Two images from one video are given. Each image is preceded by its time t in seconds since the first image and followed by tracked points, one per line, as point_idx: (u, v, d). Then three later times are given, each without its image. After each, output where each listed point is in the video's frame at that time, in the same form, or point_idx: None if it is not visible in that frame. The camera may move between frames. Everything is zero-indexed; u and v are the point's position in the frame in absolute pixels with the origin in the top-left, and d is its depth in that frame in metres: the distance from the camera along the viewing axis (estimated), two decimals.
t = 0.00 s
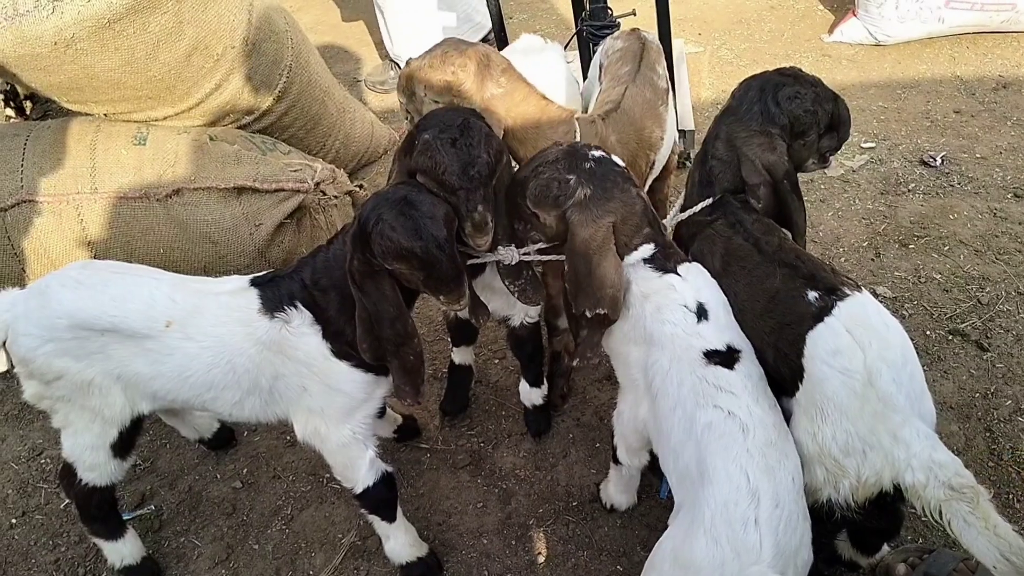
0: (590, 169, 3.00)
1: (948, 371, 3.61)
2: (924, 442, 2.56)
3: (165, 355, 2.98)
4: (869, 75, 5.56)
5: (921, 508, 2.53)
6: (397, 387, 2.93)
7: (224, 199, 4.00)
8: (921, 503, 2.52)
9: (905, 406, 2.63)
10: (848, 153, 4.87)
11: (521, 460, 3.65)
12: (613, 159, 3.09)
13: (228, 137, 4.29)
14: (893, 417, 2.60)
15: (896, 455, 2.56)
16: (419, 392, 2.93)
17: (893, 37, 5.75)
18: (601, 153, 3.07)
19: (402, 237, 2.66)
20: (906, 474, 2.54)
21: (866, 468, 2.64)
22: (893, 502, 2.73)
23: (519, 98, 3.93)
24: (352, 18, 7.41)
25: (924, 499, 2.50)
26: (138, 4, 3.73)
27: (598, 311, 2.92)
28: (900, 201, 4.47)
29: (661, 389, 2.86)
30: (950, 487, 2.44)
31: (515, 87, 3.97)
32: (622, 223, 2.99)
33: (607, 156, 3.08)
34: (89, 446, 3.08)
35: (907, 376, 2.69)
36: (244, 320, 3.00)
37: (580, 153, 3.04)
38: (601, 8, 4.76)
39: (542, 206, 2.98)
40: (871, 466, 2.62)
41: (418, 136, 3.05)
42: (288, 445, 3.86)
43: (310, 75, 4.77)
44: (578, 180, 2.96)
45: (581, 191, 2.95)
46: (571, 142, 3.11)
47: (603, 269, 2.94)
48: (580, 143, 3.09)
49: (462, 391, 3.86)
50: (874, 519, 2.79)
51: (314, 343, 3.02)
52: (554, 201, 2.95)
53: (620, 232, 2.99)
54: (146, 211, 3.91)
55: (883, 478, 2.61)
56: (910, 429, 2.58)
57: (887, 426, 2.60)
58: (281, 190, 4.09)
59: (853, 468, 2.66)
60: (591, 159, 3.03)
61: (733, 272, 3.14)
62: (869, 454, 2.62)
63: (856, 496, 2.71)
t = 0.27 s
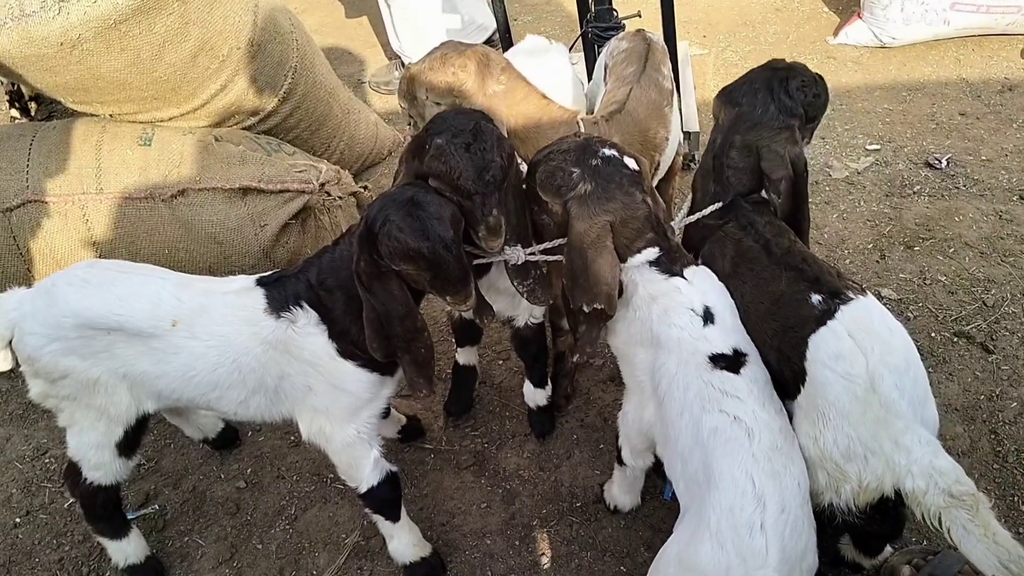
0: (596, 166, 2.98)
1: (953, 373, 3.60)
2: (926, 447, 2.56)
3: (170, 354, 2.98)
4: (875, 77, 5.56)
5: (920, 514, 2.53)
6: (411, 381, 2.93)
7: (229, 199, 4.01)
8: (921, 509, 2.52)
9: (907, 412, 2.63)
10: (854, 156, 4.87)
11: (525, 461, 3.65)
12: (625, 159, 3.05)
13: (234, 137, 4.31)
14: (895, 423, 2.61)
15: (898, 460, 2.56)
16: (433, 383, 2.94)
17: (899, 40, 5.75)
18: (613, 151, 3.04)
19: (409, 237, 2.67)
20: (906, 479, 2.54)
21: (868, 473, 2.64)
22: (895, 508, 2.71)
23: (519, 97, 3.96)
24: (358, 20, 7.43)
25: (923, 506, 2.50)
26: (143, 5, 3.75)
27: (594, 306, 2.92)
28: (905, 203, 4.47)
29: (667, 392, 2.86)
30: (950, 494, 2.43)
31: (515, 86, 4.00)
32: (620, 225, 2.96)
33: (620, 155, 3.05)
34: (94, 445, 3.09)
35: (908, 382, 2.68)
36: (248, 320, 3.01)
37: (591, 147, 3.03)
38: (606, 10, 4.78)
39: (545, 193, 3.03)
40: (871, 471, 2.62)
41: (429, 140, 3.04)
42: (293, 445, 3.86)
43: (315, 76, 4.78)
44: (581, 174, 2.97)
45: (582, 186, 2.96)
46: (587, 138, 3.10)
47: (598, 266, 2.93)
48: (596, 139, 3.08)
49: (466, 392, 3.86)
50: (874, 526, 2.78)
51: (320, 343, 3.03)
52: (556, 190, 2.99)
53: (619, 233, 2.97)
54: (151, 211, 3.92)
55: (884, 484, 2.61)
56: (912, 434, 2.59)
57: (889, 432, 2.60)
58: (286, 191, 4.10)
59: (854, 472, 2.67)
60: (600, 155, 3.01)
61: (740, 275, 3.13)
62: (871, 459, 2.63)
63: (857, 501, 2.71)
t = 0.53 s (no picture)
0: (598, 167, 2.99)
1: (956, 376, 3.61)
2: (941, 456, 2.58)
3: (174, 354, 2.99)
4: (879, 80, 5.57)
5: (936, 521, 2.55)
6: (410, 387, 2.95)
7: (233, 200, 4.01)
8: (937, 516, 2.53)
9: (923, 420, 2.61)
10: (857, 158, 4.87)
11: (527, 462, 3.65)
12: (628, 160, 3.05)
13: (238, 138, 4.32)
14: (911, 429, 2.59)
15: (914, 469, 2.59)
16: (431, 390, 2.96)
17: (903, 42, 5.75)
18: (616, 152, 3.04)
19: (412, 238, 2.67)
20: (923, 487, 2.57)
21: (884, 480, 2.66)
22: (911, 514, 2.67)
23: (523, 99, 3.99)
24: (362, 21, 7.45)
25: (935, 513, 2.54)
26: (148, 6, 3.75)
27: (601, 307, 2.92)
28: (909, 205, 4.48)
29: (673, 393, 2.87)
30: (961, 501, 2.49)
31: (517, 87, 4.02)
32: (623, 225, 2.97)
33: (623, 156, 3.04)
34: (97, 444, 3.10)
35: (925, 388, 2.65)
36: (252, 320, 3.02)
37: (594, 148, 3.04)
38: (609, 12, 4.80)
39: (549, 192, 3.03)
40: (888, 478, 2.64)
41: (441, 152, 3.02)
42: (296, 445, 3.87)
43: (319, 77, 4.79)
44: (584, 174, 2.98)
45: (585, 186, 2.97)
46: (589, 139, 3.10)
47: (603, 267, 2.95)
48: (598, 140, 3.08)
49: (469, 393, 3.87)
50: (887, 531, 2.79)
51: (322, 344, 3.03)
52: (559, 190, 3.00)
53: (623, 233, 2.97)
54: (154, 211, 3.93)
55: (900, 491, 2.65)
56: (928, 442, 2.57)
57: (905, 439, 2.60)
58: (290, 192, 4.11)
59: (870, 480, 2.68)
60: (603, 156, 3.02)
61: (761, 276, 3.13)
62: (887, 467, 2.65)
63: (872, 507, 2.73)
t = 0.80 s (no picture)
0: (601, 168, 2.99)
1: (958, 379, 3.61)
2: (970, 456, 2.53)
3: (176, 355, 2.99)
4: (881, 82, 5.57)
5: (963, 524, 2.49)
6: (415, 387, 2.96)
7: (235, 201, 4.02)
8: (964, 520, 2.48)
9: (949, 419, 2.60)
10: (860, 160, 4.88)
11: (529, 463, 3.66)
12: (631, 161, 3.04)
13: (240, 139, 4.33)
14: (939, 428, 2.57)
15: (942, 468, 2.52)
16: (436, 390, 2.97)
17: (906, 45, 5.76)
18: (619, 153, 3.04)
19: (415, 239, 2.68)
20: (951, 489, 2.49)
21: (910, 481, 2.59)
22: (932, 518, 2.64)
23: (525, 102, 3.98)
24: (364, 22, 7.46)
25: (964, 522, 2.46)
26: (151, 6, 3.76)
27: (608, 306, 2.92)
28: (911, 208, 4.48)
29: (677, 394, 2.87)
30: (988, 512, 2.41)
31: (520, 90, 4.02)
32: (627, 225, 2.96)
33: (626, 157, 3.04)
34: (99, 444, 3.10)
35: (949, 389, 2.66)
36: (254, 321, 3.02)
37: (597, 149, 3.04)
38: (612, 13, 4.82)
39: (552, 194, 3.04)
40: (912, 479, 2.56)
41: (446, 149, 2.99)
42: (297, 446, 3.87)
43: (322, 78, 4.80)
44: (587, 175, 2.98)
45: (589, 186, 2.97)
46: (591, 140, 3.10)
47: (609, 266, 2.93)
48: (600, 141, 3.08)
49: (470, 394, 3.87)
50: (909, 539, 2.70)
51: (324, 345, 3.04)
52: (562, 192, 3.00)
53: (626, 234, 2.96)
54: (157, 211, 3.93)
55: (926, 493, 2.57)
56: (955, 442, 2.55)
57: (933, 438, 2.57)
58: (292, 192, 4.11)
59: (896, 479, 2.61)
60: (606, 156, 3.02)
61: (775, 277, 3.13)
62: (914, 466, 2.58)
63: (896, 511, 2.64)
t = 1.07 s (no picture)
0: (604, 167, 2.99)
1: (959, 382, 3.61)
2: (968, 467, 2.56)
3: (177, 355, 3.00)
4: (883, 85, 5.57)
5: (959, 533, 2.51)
6: (416, 387, 2.96)
7: (237, 201, 4.03)
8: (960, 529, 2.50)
9: (952, 428, 2.61)
10: (861, 163, 4.88)
11: (529, 464, 3.66)
12: (634, 160, 3.04)
13: (242, 140, 4.33)
14: (939, 437, 2.59)
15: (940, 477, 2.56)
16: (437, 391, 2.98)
17: (908, 48, 5.76)
18: (622, 152, 3.03)
19: (417, 240, 2.68)
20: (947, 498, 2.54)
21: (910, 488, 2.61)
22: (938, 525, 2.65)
23: (530, 101, 4.00)
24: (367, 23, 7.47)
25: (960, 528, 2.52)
26: (154, 7, 3.77)
27: (611, 307, 2.92)
28: (913, 211, 4.48)
29: (678, 394, 2.88)
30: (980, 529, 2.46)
31: (526, 89, 4.03)
32: (629, 224, 2.96)
33: (629, 156, 3.03)
34: (101, 444, 3.10)
35: (953, 397, 2.65)
36: (255, 322, 3.03)
37: (599, 149, 3.04)
38: (614, 15, 4.82)
39: (555, 193, 3.05)
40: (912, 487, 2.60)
41: (448, 150, 3.00)
42: (298, 446, 3.88)
43: (324, 79, 4.81)
44: (590, 174, 2.98)
45: (591, 186, 2.97)
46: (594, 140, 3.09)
47: (610, 265, 2.93)
48: (603, 140, 3.08)
49: (471, 395, 3.87)
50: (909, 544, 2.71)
51: (326, 345, 3.04)
52: (565, 191, 3.01)
53: (628, 234, 2.97)
54: (158, 212, 3.94)
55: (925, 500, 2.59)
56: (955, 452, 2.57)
57: (934, 447, 2.59)
58: (294, 193, 4.12)
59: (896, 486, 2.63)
60: (608, 156, 3.02)
61: (779, 281, 3.13)
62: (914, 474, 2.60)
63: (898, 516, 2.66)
